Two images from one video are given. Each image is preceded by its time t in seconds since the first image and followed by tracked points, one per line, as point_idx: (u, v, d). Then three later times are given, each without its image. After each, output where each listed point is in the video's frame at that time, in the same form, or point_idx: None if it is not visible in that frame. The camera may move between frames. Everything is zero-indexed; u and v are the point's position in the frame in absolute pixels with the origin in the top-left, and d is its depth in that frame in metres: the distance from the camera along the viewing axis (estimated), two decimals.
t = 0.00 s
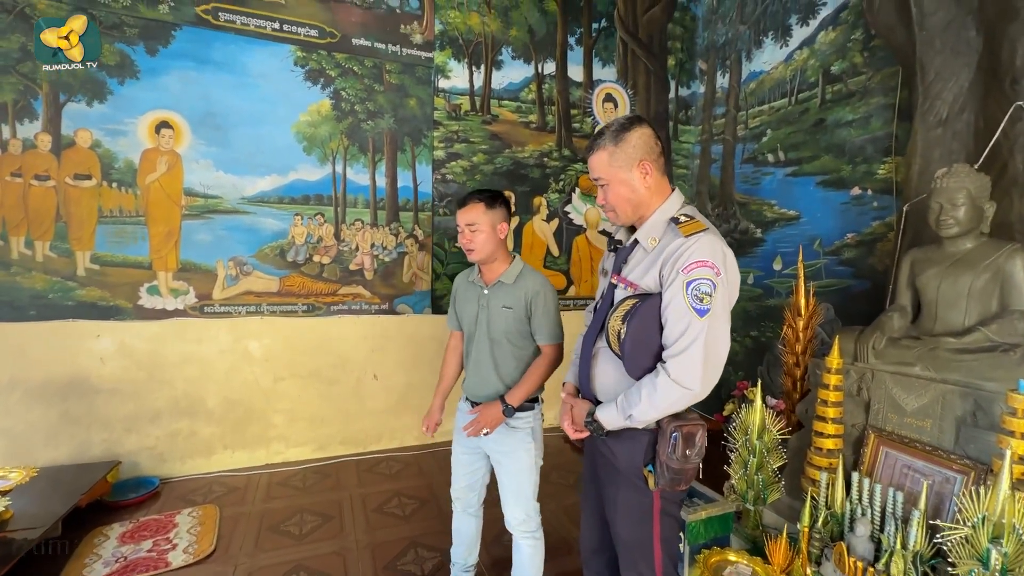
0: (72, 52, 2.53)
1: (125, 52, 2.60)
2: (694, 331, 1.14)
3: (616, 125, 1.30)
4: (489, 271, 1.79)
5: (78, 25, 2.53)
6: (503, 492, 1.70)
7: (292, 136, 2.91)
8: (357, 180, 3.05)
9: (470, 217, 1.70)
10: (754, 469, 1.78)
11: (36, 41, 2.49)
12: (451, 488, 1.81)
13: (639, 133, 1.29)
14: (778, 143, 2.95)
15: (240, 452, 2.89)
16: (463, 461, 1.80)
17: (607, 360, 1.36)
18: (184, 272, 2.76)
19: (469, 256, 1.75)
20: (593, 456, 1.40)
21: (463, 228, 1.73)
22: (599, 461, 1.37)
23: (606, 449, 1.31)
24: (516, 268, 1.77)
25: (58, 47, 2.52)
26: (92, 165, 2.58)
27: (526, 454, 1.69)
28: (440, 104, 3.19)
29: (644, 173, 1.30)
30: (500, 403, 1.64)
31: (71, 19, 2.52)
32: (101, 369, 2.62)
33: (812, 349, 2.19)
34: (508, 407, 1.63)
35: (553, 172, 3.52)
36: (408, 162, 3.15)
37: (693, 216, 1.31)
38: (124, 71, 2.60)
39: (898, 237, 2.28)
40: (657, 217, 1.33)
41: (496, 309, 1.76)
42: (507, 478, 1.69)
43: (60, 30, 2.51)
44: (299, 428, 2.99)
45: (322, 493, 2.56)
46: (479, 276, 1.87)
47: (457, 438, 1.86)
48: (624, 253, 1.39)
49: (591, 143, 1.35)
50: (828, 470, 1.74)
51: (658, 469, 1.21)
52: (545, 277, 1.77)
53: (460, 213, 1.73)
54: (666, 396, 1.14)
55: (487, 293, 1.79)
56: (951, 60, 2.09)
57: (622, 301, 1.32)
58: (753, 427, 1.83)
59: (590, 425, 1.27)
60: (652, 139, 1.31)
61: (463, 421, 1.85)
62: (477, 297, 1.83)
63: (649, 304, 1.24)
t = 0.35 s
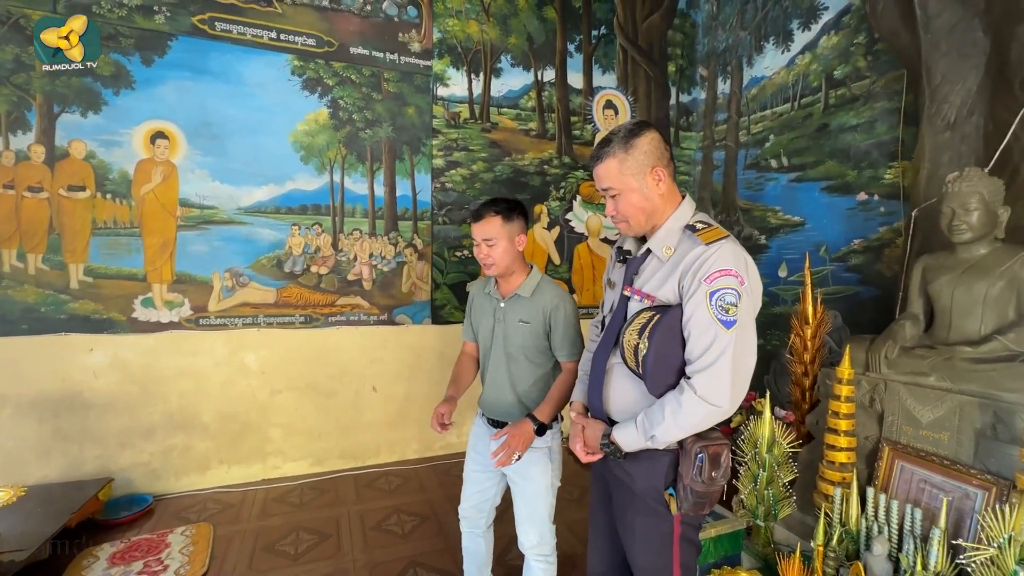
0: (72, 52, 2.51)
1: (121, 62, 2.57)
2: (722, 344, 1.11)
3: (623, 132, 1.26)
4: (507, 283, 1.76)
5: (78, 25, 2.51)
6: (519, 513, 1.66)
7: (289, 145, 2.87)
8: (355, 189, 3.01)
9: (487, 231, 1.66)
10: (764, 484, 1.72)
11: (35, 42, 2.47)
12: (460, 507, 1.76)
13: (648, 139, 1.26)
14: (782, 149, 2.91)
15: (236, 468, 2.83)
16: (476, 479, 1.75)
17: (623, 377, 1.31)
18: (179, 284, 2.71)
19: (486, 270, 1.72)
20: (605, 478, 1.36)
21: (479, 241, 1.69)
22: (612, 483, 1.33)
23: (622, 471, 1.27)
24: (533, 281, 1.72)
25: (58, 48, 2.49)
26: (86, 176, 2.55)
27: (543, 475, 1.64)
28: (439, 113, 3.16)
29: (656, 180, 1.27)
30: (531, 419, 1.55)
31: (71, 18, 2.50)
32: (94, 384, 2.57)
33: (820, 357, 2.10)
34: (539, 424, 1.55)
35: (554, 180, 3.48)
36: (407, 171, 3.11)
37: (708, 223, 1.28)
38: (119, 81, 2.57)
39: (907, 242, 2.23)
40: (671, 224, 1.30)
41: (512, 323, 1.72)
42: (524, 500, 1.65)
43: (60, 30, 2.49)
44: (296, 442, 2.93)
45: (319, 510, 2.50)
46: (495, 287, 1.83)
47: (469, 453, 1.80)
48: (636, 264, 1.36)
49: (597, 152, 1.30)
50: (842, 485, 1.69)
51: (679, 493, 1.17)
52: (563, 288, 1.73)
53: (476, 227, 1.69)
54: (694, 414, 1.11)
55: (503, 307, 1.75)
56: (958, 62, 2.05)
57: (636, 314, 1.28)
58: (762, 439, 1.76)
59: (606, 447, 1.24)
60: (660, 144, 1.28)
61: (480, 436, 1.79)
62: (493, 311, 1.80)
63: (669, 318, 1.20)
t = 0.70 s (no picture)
0: (72, 52, 2.48)
1: (119, 71, 2.54)
2: (750, 353, 1.06)
3: (634, 133, 1.20)
4: (507, 291, 1.71)
5: (78, 25, 2.48)
6: (514, 530, 1.60)
7: (289, 153, 2.83)
8: (355, 197, 2.97)
9: (488, 239, 1.61)
10: (779, 499, 1.65)
11: (35, 41, 2.44)
12: (467, 524, 1.73)
13: (660, 140, 1.20)
14: (789, 152, 2.86)
15: (235, 482, 2.77)
16: (476, 497, 1.71)
17: (639, 389, 1.25)
18: (177, 295, 2.66)
19: (486, 279, 1.67)
20: (617, 499, 1.30)
21: (480, 249, 1.63)
22: (624, 505, 1.26)
23: (637, 493, 1.21)
24: (534, 289, 1.67)
25: (58, 48, 2.46)
26: (84, 187, 2.51)
27: (538, 489, 1.57)
28: (440, 119, 3.12)
29: (670, 183, 1.22)
30: (512, 421, 1.48)
31: (71, 18, 2.47)
32: (90, 398, 2.52)
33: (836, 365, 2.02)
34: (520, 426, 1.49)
35: (557, 186, 3.43)
36: (408, 178, 3.06)
37: (725, 227, 1.24)
38: (117, 90, 2.54)
39: (923, 245, 2.16)
40: (686, 229, 1.24)
41: (510, 331, 1.66)
42: (518, 516, 1.59)
43: (60, 30, 2.46)
44: (296, 456, 2.87)
45: (319, 527, 2.43)
46: (495, 294, 1.78)
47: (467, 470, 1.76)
48: (648, 270, 1.29)
49: (605, 155, 1.24)
50: (863, 500, 1.64)
51: (701, 514, 1.13)
52: (563, 298, 1.68)
53: (476, 234, 1.63)
54: (721, 429, 1.05)
55: (502, 314, 1.70)
56: (972, 61, 1.99)
57: (653, 323, 1.21)
58: (777, 452, 1.68)
59: (622, 466, 1.17)
60: (672, 145, 1.23)
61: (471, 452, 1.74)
62: (491, 317, 1.74)
63: (690, 327, 1.14)
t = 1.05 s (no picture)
0: (72, 52, 2.45)
1: (118, 81, 2.51)
2: (767, 361, 0.99)
3: (640, 135, 1.15)
4: (505, 300, 1.65)
5: (78, 25, 2.46)
6: (512, 546, 1.53)
7: (290, 161, 2.79)
8: (358, 205, 2.92)
9: (487, 248, 1.55)
10: (799, 514, 1.55)
11: (35, 42, 2.42)
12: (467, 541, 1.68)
13: (668, 142, 1.15)
14: (799, 154, 2.79)
15: (236, 497, 2.71)
16: (474, 512, 1.65)
17: (647, 402, 1.18)
18: (177, 306, 2.62)
19: (486, 290, 1.61)
20: (625, 519, 1.23)
21: (479, 259, 1.58)
22: (633, 526, 1.20)
23: (647, 515, 1.15)
24: (534, 298, 1.62)
25: (58, 47, 2.44)
26: (83, 197, 2.48)
27: (537, 505, 1.51)
28: (443, 125, 3.08)
29: (679, 185, 1.17)
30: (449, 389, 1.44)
31: (71, 18, 2.45)
32: (88, 412, 2.47)
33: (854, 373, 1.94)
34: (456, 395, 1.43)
35: (562, 192, 3.38)
36: (411, 186, 3.02)
37: (738, 230, 1.18)
38: (117, 100, 2.51)
39: (942, 248, 2.09)
40: (696, 234, 1.18)
41: (507, 340, 1.61)
42: (515, 532, 1.52)
43: (60, 30, 2.44)
44: (298, 470, 2.81)
45: (321, 543, 2.37)
46: (493, 302, 1.72)
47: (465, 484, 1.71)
48: (656, 276, 1.23)
49: (611, 159, 1.18)
50: (888, 515, 1.56)
51: (716, 537, 1.07)
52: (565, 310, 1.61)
53: (474, 244, 1.58)
54: (737, 443, 0.98)
55: (501, 322, 1.64)
56: (990, 57, 1.94)
57: (662, 331, 1.14)
58: (796, 465, 1.60)
59: (630, 484, 1.10)
60: (680, 146, 1.17)
61: (463, 462, 1.67)
62: (489, 326, 1.68)
63: (701, 335, 1.07)
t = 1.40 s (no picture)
0: (72, 52, 2.43)
1: (119, 90, 2.49)
2: (779, 368, 0.93)
3: (636, 138, 1.10)
4: (501, 310, 1.60)
5: (78, 25, 2.43)
6: (519, 564, 1.50)
7: (291, 169, 2.76)
8: (360, 213, 2.88)
9: (471, 255, 1.53)
10: (819, 530, 1.43)
11: (35, 41, 2.39)
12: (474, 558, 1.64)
13: (665, 143, 1.10)
14: (809, 156, 2.73)
15: (238, 510, 2.66)
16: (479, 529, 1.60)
17: (653, 416, 1.12)
18: (178, 316, 2.58)
19: (474, 298, 1.57)
20: (632, 541, 1.17)
21: (464, 266, 1.55)
22: (643, 550, 1.13)
23: (658, 539, 1.08)
24: (528, 306, 1.56)
25: (58, 47, 2.42)
26: (83, 208, 2.45)
27: (543, 524, 1.46)
28: (446, 131, 3.04)
29: (677, 189, 1.11)
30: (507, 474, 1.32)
31: (71, 18, 2.43)
32: (88, 425, 2.43)
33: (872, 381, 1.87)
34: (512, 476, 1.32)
35: (568, 197, 3.33)
36: (414, 192, 2.98)
37: (741, 232, 1.12)
38: (117, 109, 2.49)
39: (962, 250, 2.02)
40: (696, 238, 1.13)
41: (505, 355, 1.55)
42: (522, 550, 1.48)
43: (59, 30, 2.42)
44: (301, 482, 2.76)
45: (323, 559, 2.31)
46: (489, 314, 1.67)
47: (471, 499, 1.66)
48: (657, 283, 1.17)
49: (607, 163, 1.13)
50: (914, 532, 1.49)
51: (731, 561, 1.02)
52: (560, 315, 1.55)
53: (461, 251, 1.55)
54: (750, 457, 0.92)
55: (496, 336, 1.59)
56: (1010, 52, 1.85)
57: (666, 340, 1.08)
58: (814, 478, 1.46)
59: (638, 504, 1.04)
60: (677, 147, 1.12)
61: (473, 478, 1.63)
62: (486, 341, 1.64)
63: (708, 344, 1.01)
